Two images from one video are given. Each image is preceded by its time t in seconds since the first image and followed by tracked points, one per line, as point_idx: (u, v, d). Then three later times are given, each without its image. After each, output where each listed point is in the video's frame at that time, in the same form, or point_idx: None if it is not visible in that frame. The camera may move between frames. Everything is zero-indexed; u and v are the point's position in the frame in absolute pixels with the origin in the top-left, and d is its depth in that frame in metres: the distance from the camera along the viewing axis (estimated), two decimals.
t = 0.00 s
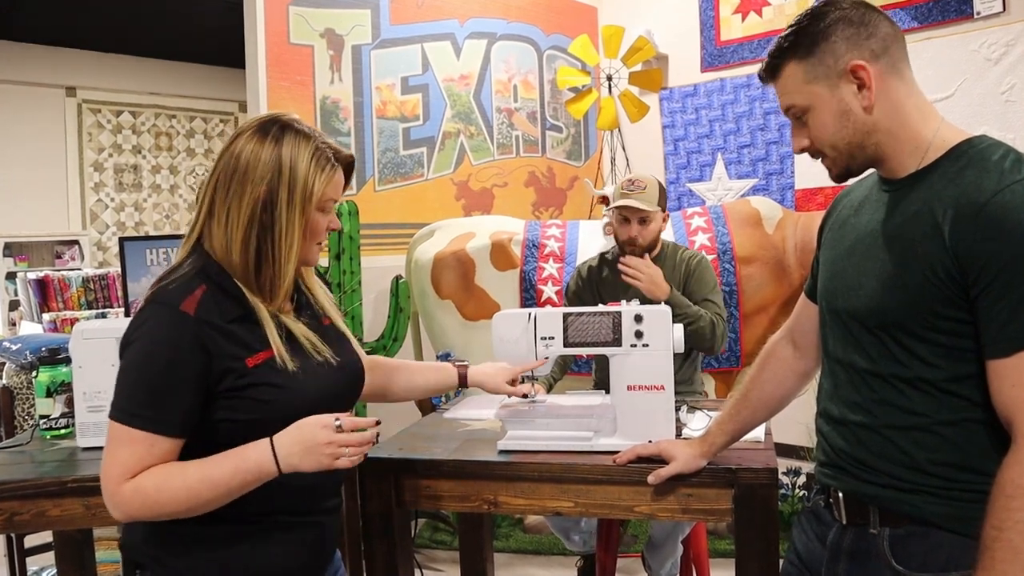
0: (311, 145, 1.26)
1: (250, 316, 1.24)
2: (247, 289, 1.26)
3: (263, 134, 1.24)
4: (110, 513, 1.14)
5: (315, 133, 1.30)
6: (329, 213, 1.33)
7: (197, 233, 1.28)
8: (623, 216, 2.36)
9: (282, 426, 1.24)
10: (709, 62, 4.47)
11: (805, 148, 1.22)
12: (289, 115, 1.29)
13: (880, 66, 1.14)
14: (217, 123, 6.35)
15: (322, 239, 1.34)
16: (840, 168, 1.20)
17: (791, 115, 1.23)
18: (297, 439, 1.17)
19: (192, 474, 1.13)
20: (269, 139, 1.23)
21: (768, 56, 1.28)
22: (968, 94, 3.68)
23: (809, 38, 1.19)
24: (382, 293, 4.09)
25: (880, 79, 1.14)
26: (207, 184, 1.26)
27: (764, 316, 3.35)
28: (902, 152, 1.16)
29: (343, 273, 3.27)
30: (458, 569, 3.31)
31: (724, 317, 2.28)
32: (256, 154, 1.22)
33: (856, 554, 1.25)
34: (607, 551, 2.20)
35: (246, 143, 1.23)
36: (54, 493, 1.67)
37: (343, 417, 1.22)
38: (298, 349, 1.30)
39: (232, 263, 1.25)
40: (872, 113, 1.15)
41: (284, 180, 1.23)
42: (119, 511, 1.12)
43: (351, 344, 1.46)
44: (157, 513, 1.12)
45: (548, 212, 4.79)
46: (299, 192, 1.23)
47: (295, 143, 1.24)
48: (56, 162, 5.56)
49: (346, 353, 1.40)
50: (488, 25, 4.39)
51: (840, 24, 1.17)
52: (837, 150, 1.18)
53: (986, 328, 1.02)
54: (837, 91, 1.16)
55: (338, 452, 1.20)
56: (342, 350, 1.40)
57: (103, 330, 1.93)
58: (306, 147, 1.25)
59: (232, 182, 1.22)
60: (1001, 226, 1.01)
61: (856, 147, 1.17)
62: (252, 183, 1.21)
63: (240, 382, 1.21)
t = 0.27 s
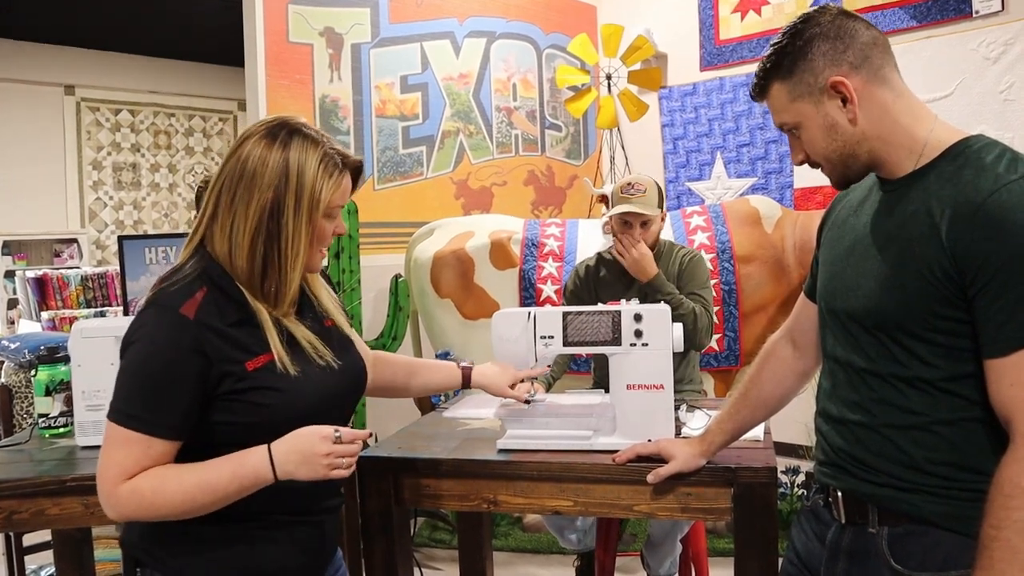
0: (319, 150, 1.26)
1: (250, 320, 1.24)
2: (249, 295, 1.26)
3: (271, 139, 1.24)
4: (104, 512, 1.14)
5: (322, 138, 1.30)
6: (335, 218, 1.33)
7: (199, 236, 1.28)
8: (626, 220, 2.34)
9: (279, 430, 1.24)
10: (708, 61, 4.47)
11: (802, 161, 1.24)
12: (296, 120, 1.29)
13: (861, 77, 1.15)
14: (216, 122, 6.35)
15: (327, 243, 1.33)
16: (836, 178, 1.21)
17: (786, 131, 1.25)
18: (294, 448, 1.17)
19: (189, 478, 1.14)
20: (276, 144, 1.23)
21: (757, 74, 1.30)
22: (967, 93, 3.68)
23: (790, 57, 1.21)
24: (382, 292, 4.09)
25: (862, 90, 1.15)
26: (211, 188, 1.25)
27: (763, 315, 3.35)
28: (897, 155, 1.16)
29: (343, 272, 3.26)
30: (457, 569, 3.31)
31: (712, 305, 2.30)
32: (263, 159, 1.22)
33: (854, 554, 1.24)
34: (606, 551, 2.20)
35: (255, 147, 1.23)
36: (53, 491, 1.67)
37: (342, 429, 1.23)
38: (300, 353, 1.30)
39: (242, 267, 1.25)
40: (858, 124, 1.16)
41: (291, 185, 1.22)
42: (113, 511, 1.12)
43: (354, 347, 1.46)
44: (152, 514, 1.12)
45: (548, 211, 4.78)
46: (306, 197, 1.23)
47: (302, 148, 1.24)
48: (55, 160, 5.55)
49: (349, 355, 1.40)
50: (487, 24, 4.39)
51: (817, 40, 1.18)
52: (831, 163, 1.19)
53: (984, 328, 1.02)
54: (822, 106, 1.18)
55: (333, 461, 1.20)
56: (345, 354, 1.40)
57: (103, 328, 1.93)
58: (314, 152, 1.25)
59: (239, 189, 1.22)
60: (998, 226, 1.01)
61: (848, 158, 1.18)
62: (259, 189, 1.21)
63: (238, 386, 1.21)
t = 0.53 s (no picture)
0: (330, 158, 1.26)
1: (253, 323, 1.24)
2: (252, 301, 1.25)
3: (283, 144, 1.24)
4: (110, 517, 1.13)
5: (332, 144, 1.30)
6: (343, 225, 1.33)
7: (204, 238, 1.27)
8: (621, 218, 2.35)
9: (281, 432, 1.24)
10: (707, 60, 4.47)
11: (800, 163, 1.22)
12: (307, 126, 1.29)
13: (862, 77, 1.15)
14: (215, 121, 6.34)
15: (335, 250, 1.33)
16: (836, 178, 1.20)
17: (781, 133, 1.24)
18: (303, 450, 1.19)
19: (198, 481, 1.14)
20: (287, 150, 1.23)
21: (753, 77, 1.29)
22: (965, 92, 3.68)
23: (788, 58, 1.20)
24: (381, 291, 4.09)
25: (863, 90, 1.15)
26: (220, 190, 1.25)
27: (762, 314, 3.35)
28: (897, 154, 1.16)
29: (340, 270, 3.28)
30: (456, 567, 3.31)
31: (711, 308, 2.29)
32: (275, 164, 1.22)
33: (853, 552, 1.25)
34: (605, 550, 2.20)
35: (267, 152, 1.23)
36: (52, 490, 1.67)
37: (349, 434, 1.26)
38: (304, 357, 1.30)
39: (249, 271, 1.24)
40: (861, 124, 1.15)
41: (302, 192, 1.22)
42: (122, 516, 1.11)
43: (355, 348, 1.46)
44: (161, 519, 1.12)
45: (547, 209, 4.77)
46: (316, 204, 1.23)
47: (313, 155, 1.24)
48: (53, 159, 5.54)
49: (350, 357, 1.40)
50: (486, 23, 4.38)
51: (816, 41, 1.18)
52: (832, 164, 1.18)
53: (983, 328, 1.02)
54: (824, 107, 1.17)
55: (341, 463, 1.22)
56: (347, 356, 1.40)
57: (101, 327, 1.93)
58: (325, 159, 1.25)
59: (251, 198, 1.21)
60: (996, 226, 1.01)
61: (851, 158, 1.17)
62: (269, 196, 1.21)
63: (242, 389, 1.21)
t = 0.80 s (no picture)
0: (324, 154, 1.27)
1: (251, 324, 1.24)
2: (246, 294, 1.25)
3: (278, 141, 1.24)
4: (109, 518, 1.13)
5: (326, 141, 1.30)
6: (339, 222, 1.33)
7: (200, 239, 1.27)
8: (618, 220, 2.35)
9: (281, 431, 1.24)
10: (706, 59, 4.47)
11: (802, 170, 1.21)
12: (302, 122, 1.29)
13: (868, 82, 1.14)
14: (214, 120, 6.33)
15: (331, 247, 1.34)
16: (844, 186, 1.19)
17: (784, 140, 1.22)
18: (308, 459, 1.21)
19: (202, 485, 1.15)
20: (283, 147, 1.23)
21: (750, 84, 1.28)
22: (965, 91, 3.68)
23: (790, 62, 1.19)
24: (380, 290, 4.09)
25: (871, 96, 1.14)
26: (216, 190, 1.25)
27: (762, 314, 3.35)
28: (901, 157, 1.16)
29: (340, 270, 3.28)
30: (455, 567, 3.31)
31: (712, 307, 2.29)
32: (271, 162, 1.22)
33: (853, 551, 1.24)
34: (604, 549, 2.20)
35: (263, 150, 1.23)
36: (51, 490, 1.66)
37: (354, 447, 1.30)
38: (302, 355, 1.30)
39: (247, 269, 1.24)
40: (869, 131, 1.15)
41: (299, 188, 1.23)
42: (124, 518, 1.11)
43: (351, 346, 1.46)
44: (165, 521, 1.12)
45: (546, 209, 4.76)
46: (313, 200, 1.23)
47: (308, 152, 1.25)
48: (52, 158, 5.54)
49: (348, 355, 1.41)
50: (486, 22, 4.38)
51: (822, 46, 1.16)
52: (840, 171, 1.17)
53: (989, 334, 1.02)
54: (831, 114, 1.16)
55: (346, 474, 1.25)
56: (344, 353, 1.40)
57: (100, 326, 1.92)
58: (320, 156, 1.26)
59: (249, 196, 1.22)
60: (1002, 231, 1.01)
61: (858, 165, 1.16)
62: (266, 193, 1.21)
63: (241, 389, 1.21)
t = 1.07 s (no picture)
0: (308, 141, 1.27)
1: (253, 315, 1.24)
2: (245, 285, 1.25)
3: (261, 131, 1.24)
4: (117, 516, 1.13)
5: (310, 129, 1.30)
6: (326, 209, 1.34)
7: (196, 234, 1.28)
8: (614, 220, 2.33)
9: (287, 421, 1.24)
10: (705, 59, 4.47)
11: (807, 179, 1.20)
12: (283, 112, 1.29)
13: (874, 92, 1.14)
14: (213, 120, 6.33)
15: (319, 235, 1.34)
16: (850, 195, 1.19)
17: (786, 150, 1.21)
18: (318, 458, 1.23)
19: (213, 479, 1.15)
20: (266, 136, 1.23)
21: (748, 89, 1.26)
22: (964, 91, 3.68)
23: (788, 70, 1.18)
24: (379, 290, 4.09)
25: (878, 106, 1.13)
26: (204, 185, 1.25)
27: (762, 314, 3.35)
28: (907, 163, 1.15)
29: (339, 270, 3.28)
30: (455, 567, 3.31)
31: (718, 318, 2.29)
32: (255, 153, 1.22)
33: (854, 550, 1.24)
34: (604, 549, 2.20)
35: (247, 143, 1.23)
36: (50, 490, 1.66)
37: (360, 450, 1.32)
38: (304, 348, 1.30)
39: (240, 258, 1.24)
40: (875, 141, 1.14)
41: (285, 177, 1.23)
42: (133, 514, 1.11)
43: (347, 340, 1.46)
44: (177, 516, 1.13)
45: (546, 209, 4.76)
46: (298, 188, 1.24)
47: (291, 140, 1.25)
48: (52, 158, 5.54)
49: (347, 350, 1.41)
50: (485, 22, 4.38)
51: (827, 56, 1.15)
52: (845, 180, 1.17)
53: (1004, 346, 1.03)
54: (837, 125, 1.14)
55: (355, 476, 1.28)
56: (342, 347, 1.40)
57: (99, 327, 1.92)
58: (303, 143, 1.26)
59: (229, 181, 1.22)
60: (1016, 242, 1.01)
61: (864, 173, 1.16)
62: (252, 181, 1.22)
63: (246, 379, 1.20)
